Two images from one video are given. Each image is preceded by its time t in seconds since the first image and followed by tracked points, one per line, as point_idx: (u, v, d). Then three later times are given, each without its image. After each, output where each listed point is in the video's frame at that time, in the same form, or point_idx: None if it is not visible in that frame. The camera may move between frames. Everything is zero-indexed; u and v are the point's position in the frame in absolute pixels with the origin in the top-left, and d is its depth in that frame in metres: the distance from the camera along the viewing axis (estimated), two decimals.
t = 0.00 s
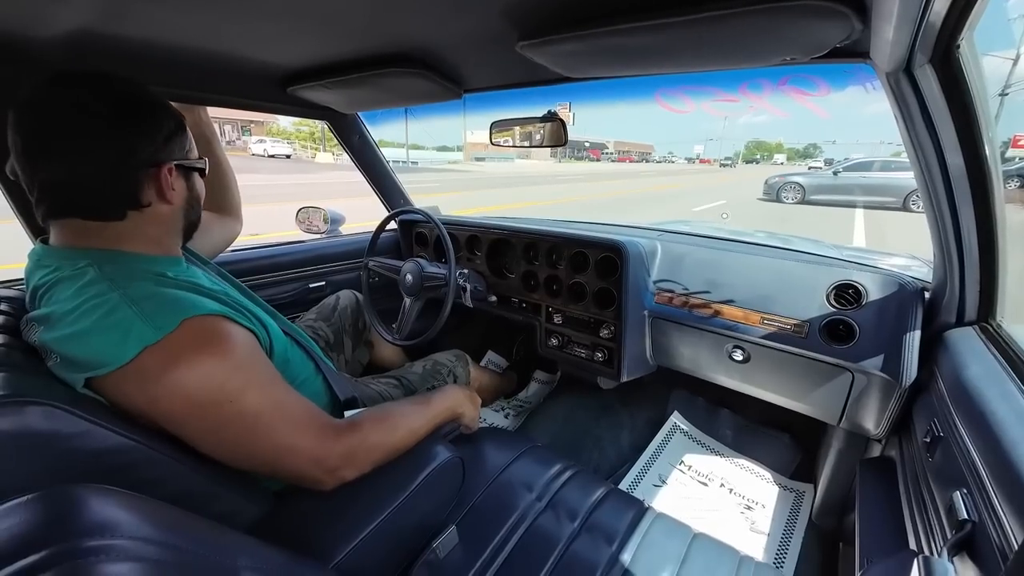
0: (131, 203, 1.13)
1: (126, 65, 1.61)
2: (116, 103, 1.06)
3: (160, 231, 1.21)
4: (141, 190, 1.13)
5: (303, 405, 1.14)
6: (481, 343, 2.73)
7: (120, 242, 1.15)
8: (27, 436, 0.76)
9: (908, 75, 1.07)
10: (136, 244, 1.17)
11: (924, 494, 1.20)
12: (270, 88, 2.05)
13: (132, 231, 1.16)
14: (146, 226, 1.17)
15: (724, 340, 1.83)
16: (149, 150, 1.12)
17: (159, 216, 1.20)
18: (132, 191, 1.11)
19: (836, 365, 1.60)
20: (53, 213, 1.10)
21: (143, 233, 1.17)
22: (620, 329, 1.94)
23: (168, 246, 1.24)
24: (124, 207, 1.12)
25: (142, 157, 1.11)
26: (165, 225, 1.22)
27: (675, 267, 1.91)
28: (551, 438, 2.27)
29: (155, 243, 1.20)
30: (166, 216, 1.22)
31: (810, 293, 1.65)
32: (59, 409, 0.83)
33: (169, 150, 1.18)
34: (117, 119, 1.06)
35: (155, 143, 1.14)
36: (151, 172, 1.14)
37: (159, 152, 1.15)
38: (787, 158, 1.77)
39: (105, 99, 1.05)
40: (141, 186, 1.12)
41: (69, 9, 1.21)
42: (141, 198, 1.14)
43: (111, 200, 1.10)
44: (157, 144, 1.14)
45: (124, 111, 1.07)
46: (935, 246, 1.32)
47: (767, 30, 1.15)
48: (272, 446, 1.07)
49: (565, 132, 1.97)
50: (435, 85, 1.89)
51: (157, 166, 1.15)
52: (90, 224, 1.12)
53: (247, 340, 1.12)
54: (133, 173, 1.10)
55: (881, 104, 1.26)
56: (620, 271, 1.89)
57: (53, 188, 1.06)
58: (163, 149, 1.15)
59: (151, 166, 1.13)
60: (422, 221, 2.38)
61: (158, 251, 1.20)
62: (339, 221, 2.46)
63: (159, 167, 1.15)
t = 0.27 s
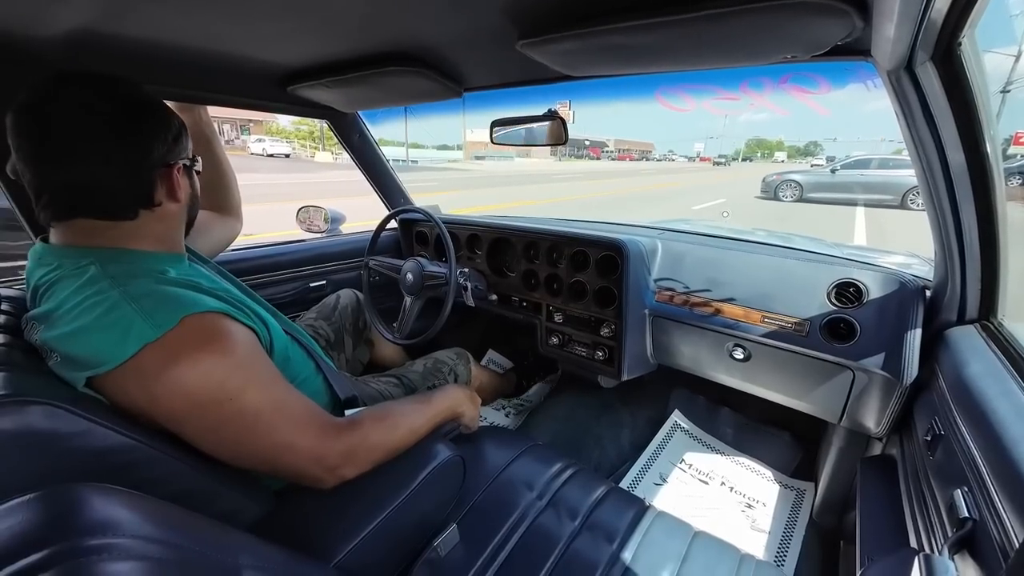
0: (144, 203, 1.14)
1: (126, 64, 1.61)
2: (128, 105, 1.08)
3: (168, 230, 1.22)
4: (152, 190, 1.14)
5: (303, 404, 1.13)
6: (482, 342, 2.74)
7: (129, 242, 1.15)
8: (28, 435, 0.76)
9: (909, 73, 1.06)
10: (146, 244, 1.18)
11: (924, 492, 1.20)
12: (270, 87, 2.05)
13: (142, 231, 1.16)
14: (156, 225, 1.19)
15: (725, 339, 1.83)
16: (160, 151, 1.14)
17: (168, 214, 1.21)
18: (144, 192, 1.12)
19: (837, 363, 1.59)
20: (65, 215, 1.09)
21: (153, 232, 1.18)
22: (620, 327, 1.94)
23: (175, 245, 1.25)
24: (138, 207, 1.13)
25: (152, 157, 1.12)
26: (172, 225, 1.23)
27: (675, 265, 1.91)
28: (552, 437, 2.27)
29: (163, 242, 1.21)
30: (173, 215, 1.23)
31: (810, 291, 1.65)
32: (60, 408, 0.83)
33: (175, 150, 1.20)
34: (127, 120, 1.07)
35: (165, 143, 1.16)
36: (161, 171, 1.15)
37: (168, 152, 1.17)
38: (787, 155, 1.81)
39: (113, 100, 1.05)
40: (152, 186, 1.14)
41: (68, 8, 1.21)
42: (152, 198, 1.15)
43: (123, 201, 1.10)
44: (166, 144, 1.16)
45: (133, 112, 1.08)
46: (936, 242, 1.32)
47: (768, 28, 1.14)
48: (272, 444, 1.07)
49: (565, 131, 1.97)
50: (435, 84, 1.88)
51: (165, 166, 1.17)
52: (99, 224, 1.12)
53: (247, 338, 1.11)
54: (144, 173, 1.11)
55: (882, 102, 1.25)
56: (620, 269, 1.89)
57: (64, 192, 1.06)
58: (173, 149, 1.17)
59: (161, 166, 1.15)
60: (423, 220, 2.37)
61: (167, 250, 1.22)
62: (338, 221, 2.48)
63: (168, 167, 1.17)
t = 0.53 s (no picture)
0: (121, 202, 1.12)
1: (126, 64, 1.61)
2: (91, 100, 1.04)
3: (154, 229, 1.21)
4: (128, 188, 1.12)
5: (304, 404, 1.13)
6: (482, 341, 2.74)
7: (116, 241, 1.15)
8: (29, 435, 0.76)
9: (909, 71, 1.06)
10: (132, 243, 1.17)
11: (925, 491, 1.20)
12: (270, 87, 2.05)
13: (127, 230, 1.16)
14: (140, 224, 1.17)
15: (725, 338, 1.83)
16: (134, 148, 1.11)
17: (150, 212, 1.19)
18: (119, 190, 1.10)
19: (838, 361, 1.59)
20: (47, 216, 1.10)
21: (138, 231, 1.17)
22: (621, 326, 1.94)
23: (165, 245, 1.23)
24: (114, 207, 1.12)
25: (125, 155, 1.10)
26: (159, 222, 1.22)
27: (675, 264, 1.92)
28: (552, 436, 2.27)
29: (150, 241, 1.20)
30: (158, 212, 1.21)
31: (811, 290, 1.65)
32: (61, 408, 0.83)
33: (155, 146, 1.17)
34: (95, 117, 1.04)
35: (140, 140, 1.12)
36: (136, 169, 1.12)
37: (144, 149, 1.14)
38: (787, 155, 1.82)
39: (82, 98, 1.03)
40: (127, 184, 1.11)
41: (68, 8, 1.21)
42: (128, 197, 1.13)
43: (99, 200, 1.09)
44: (141, 140, 1.12)
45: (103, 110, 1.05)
46: (937, 240, 1.32)
47: (769, 26, 1.14)
48: (273, 443, 1.07)
49: (566, 130, 1.97)
50: (435, 83, 1.88)
51: (142, 163, 1.14)
52: (83, 224, 1.12)
53: (248, 337, 1.12)
54: (118, 172, 1.09)
55: (883, 101, 1.25)
56: (621, 268, 1.89)
57: (46, 192, 1.06)
58: (148, 146, 1.14)
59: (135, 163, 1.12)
60: (423, 219, 2.37)
61: (155, 248, 1.20)
62: (339, 221, 2.46)
63: (145, 163, 1.14)
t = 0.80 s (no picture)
0: (89, 205, 1.11)
1: (125, 64, 1.61)
2: (37, 101, 1.02)
3: (136, 229, 1.19)
4: (91, 189, 1.09)
5: (304, 404, 1.14)
6: (482, 340, 2.74)
7: (103, 243, 1.15)
8: (29, 435, 0.76)
9: (910, 70, 1.06)
10: (116, 245, 1.16)
11: (926, 490, 1.20)
12: (270, 87, 2.04)
13: (110, 232, 1.16)
14: (118, 226, 1.16)
15: (725, 338, 1.82)
16: (91, 148, 1.07)
17: (125, 214, 1.17)
18: (83, 191, 1.09)
19: (838, 361, 1.59)
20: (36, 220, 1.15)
21: (118, 233, 1.17)
22: (620, 326, 1.95)
23: (152, 245, 1.22)
24: (83, 210, 1.11)
25: (83, 153, 1.07)
26: (139, 223, 1.19)
27: (675, 264, 1.92)
28: (553, 435, 2.27)
29: (134, 243, 1.19)
30: (136, 213, 1.19)
31: (810, 290, 1.65)
32: (61, 408, 0.83)
33: (119, 144, 1.12)
34: (44, 117, 1.02)
35: (98, 139, 1.08)
36: (96, 170, 1.09)
37: (104, 148, 1.09)
38: (787, 154, 1.85)
39: (32, 96, 1.01)
40: (90, 185, 1.09)
41: (67, 8, 1.21)
42: (95, 198, 1.11)
43: (69, 202, 1.08)
44: (98, 140, 1.08)
45: (51, 109, 1.03)
46: (937, 239, 1.32)
47: (769, 26, 1.14)
48: (273, 444, 1.07)
49: (566, 130, 1.97)
50: (435, 83, 1.88)
51: (103, 163, 1.10)
52: (67, 229, 1.13)
53: (247, 338, 1.12)
54: (79, 173, 1.07)
55: (883, 100, 1.25)
56: (620, 268, 1.89)
57: (25, 196, 1.09)
58: (107, 145, 1.09)
59: (95, 164, 1.09)
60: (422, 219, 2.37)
61: (139, 250, 1.19)
62: (339, 220, 2.47)
63: (106, 164, 1.10)
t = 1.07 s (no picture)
0: (78, 206, 1.11)
1: (126, 65, 1.61)
2: (21, 103, 1.03)
3: (131, 231, 1.19)
4: (75, 190, 1.09)
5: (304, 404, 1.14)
6: (482, 340, 2.74)
7: (99, 244, 1.16)
8: (30, 435, 0.76)
9: (910, 70, 1.06)
10: (114, 246, 1.17)
11: (926, 490, 1.20)
12: (270, 87, 2.04)
13: (103, 233, 1.16)
14: (111, 227, 1.17)
15: (725, 338, 1.83)
16: (72, 148, 1.07)
17: (116, 215, 1.17)
18: (68, 192, 1.09)
19: (839, 361, 1.59)
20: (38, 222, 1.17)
21: (113, 235, 1.17)
22: (621, 326, 1.95)
23: (145, 246, 1.22)
24: (73, 212, 1.11)
25: (66, 153, 1.07)
26: (132, 224, 1.19)
27: (675, 264, 1.92)
28: (553, 435, 2.27)
29: (131, 244, 1.20)
30: (127, 213, 1.18)
31: (811, 290, 1.65)
32: (61, 408, 0.83)
33: (101, 144, 1.10)
34: (27, 116, 1.03)
35: (78, 139, 1.07)
36: (79, 170, 1.08)
37: (86, 148, 1.08)
38: (787, 153, 1.83)
39: (16, 99, 1.04)
40: (73, 185, 1.09)
41: (67, 8, 1.21)
42: (81, 199, 1.11)
43: (56, 203, 1.09)
44: (78, 140, 1.07)
45: (32, 108, 1.03)
46: (937, 238, 1.32)
47: (769, 26, 1.14)
48: (274, 444, 1.07)
49: (566, 130, 1.97)
50: (435, 83, 1.88)
51: (86, 164, 1.09)
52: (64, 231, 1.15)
53: (248, 338, 1.12)
54: (62, 173, 1.07)
55: (883, 100, 1.25)
56: (621, 268, 1.89)
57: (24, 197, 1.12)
58: (88, 145, 1.08)
59: (77, 164, 1.08)
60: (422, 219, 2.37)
61: (135, 250, 1.20)
62: (339, 220, 2.47)
63: (89, 165, 1.09)
